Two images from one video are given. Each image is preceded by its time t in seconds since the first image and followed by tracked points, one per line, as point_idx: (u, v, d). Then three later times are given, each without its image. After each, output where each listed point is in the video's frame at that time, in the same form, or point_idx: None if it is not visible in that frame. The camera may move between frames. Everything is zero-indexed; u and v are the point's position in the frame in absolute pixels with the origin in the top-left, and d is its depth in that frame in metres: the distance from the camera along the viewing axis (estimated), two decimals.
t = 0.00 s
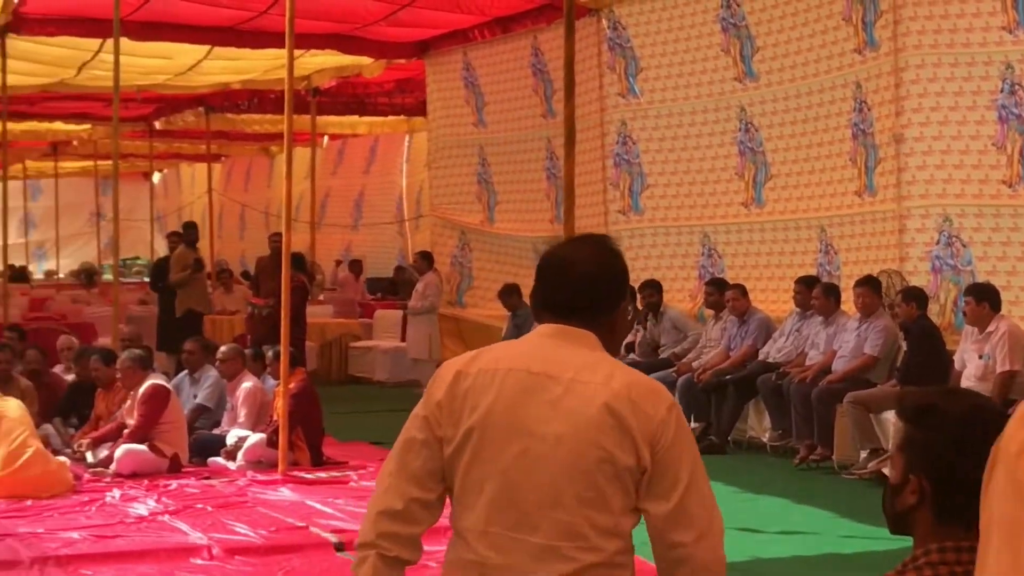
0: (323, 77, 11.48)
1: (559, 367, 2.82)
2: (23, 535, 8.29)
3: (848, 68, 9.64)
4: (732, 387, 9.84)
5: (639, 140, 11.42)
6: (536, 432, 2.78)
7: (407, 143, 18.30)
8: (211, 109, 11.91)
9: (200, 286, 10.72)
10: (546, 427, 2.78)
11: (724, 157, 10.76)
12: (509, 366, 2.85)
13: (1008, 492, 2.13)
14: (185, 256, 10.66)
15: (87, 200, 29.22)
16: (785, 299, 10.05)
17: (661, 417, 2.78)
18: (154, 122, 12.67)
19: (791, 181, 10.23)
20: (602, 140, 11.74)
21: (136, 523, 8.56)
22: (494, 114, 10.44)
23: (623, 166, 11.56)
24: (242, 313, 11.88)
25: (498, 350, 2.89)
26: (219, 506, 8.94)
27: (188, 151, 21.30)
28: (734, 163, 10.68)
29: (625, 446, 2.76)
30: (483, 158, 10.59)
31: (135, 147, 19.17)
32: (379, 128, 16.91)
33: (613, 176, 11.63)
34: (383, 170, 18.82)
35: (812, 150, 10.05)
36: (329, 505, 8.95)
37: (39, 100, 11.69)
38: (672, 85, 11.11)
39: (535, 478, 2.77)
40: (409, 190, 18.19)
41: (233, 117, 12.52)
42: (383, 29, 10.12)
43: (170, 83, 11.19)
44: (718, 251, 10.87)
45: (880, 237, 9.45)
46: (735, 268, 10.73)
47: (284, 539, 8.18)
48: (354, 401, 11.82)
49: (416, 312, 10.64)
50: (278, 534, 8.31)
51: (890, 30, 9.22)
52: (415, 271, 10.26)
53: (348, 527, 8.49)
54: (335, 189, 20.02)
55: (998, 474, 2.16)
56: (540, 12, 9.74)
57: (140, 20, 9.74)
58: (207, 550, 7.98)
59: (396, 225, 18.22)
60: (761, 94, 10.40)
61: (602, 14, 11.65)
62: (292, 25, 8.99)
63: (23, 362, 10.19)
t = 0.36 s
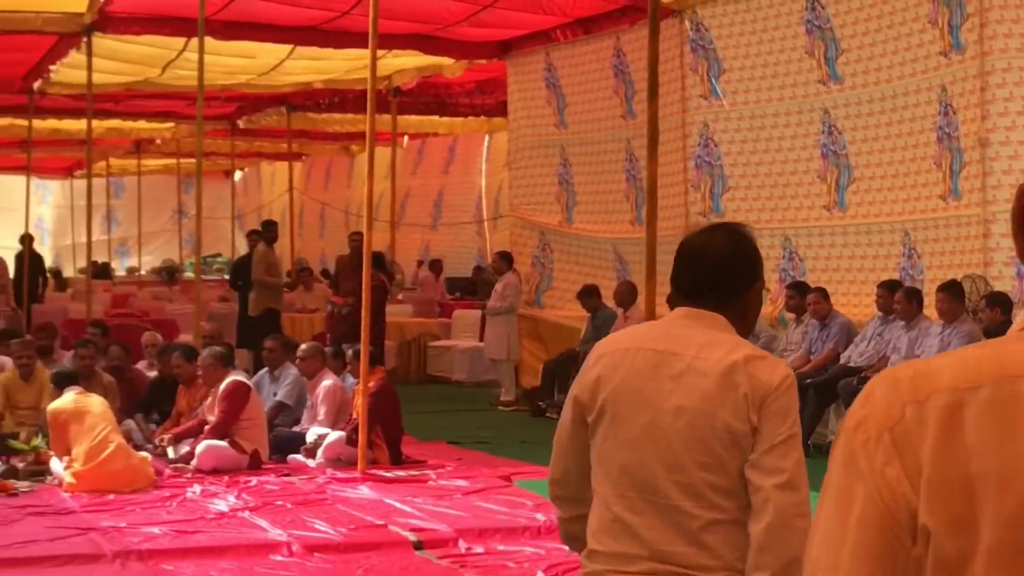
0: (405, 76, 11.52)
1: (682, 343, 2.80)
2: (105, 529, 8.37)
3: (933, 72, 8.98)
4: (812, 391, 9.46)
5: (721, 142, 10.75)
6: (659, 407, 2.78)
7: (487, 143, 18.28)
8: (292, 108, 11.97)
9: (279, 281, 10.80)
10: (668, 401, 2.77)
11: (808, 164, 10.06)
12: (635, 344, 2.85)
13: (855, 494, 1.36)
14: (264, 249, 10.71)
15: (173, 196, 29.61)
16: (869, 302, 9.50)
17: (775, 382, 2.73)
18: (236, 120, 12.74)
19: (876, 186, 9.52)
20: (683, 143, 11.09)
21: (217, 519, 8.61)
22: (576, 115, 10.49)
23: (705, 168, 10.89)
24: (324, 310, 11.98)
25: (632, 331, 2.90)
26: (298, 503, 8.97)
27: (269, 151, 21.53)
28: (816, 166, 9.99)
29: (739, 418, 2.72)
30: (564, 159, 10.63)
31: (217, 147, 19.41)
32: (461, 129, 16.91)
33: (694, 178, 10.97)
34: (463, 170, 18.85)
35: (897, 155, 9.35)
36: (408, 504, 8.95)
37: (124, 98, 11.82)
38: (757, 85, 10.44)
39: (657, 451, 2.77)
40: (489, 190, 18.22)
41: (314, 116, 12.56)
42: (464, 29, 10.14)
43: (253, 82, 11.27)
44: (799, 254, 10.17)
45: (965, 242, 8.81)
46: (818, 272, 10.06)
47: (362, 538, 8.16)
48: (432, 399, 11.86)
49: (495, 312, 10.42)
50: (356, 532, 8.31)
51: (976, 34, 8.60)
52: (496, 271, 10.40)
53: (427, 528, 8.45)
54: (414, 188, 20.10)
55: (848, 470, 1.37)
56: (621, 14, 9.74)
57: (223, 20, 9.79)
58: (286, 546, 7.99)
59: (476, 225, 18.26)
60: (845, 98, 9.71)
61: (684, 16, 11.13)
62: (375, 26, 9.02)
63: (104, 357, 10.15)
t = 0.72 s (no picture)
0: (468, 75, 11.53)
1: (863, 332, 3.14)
2: (171, 527, 8.32)
3: (1000, 67, 8.51)
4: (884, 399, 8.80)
5: (788, 139, 10.32)
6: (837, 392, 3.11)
7: (550, 142, 18.27)
8: (355, 107, 11.98)
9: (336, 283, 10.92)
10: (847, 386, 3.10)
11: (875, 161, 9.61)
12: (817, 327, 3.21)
13: (798, 486, 1.37)
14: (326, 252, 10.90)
15: (234, 196, 29.77)
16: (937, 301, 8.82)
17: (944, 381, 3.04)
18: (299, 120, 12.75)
19: (943, 182, 9.03)
20: (748, 140, 10.71)
21: (282, 517, 8.55)
22: (640, 113, 10.55)
23: (769, 166, 10.47)
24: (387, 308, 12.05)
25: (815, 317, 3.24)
26: (363, 502, 8.91)
27: (331, 150, 21.61)
28: (883, 164, 9.55)
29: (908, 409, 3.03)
30: (629, 156, 10.71)
31: (280, 147, 19.51)
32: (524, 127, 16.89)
33: (759, 176, 10.55)
34: (525, 168, 18.85)
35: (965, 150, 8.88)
36: (471, 503, 8.84)
37: (189, 97, 11.85)
38: (826, 81, 10.03)
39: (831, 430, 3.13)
40: (550, 188, 18.19)
41: (376, 115, 12.56)
42: (527, 27, 10.12)
43: (316, 82, 11.28)
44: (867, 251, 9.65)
45: None
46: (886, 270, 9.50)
47: (426, 537, 8.04)
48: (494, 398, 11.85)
49: (558, 311, 10.40)
50: (421, 531, 8.20)
51: None
52: (559, 270, 10.37)
53: (491, 526, 8.31)
54: (475, 187, 20.14)
55: (795, 461, 1.38)
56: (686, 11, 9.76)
57: (287, 19, 9.77)
58: (351, 545, 7.90)
59: (538, 223, 18.22)
60: (913, 94, 9.31)
61: (750, 13, 10.69)
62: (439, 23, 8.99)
63: (170, 356, 10.23)
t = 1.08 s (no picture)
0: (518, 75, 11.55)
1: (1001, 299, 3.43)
2: (226, 527, 8.30)
3: None
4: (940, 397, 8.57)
5: (840, 138, 10.29)
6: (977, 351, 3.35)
7: (601, 141, 18.29)
8: (406, 108, 12.03)
9: (385, 281, 10.87)
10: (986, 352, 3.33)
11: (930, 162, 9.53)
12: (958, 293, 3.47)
13: (832, 477, 1.55)
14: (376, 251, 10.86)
15: (285, 196, 29.90)
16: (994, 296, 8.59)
17: None
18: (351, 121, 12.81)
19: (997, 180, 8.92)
20: (800, 139, 10.67)
21: (336, 518, 8.52)
22: (693, 112, 10.63)
23: (822, 164, 10.44)
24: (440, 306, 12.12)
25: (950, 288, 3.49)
26: (417, 502, 8.89)
27: (382, 151, 21.68)
28: (937, 162, 9.48)
29: None
30: (681, 156, 10.80)
31: (331, 147, 19.61)
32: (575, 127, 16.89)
33: (812, 175, 10.51)
34: (576, 167, 18.87)
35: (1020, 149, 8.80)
36: (525, 503, 8.80)
37: (241, 99, 11.92)
38: (877, 82, 9.99)
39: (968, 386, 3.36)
40: (600, 187, 18.19)
41: (428, 116, 12.59)
42: (577, 27, 10.13)
43: (367, 83, 11.32)
44: (920, 250, 9.58)
45: None
46: (939, 268, 9.41)
47: (480, 537, 8.00)
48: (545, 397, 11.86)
49: (609, 311, 10.43)
50: (475, 531, 8.16)
51: None
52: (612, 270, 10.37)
53: (545, 527, 8.27)
54: (525, 187, 20.22)
55: (828, 451, 1.56)
56: (738, 10, 9.77)
57: (338, 21, 9.79)
58: (405, 545, 7.87)
59: (589, 223, 18.20)
60: (967, 92, 9.25)
61: (802, 10, 10.65)
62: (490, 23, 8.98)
63: (223, 356, 10.28)
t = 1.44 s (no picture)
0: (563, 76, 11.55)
1: None
2: (272, 527, 8.24)
3: None
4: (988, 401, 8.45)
5: (887, 138, 10.25)
6: None
7: (645, 141, 18.31)
8: (451, 109, 12.09)
9: (429, 280, 10.88)
10: None
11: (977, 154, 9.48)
12: None
13: (839, 433, 1.68)
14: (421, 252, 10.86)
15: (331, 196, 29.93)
16: None
17: None
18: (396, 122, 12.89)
19: None
20: (847, 139, 10.62)
21: (382, 518, 8.46)
22: (739, 111, 10.74)
23: (869, 165, 10.40)
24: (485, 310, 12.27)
25: None
26: (463, 503, 8.83)
27: (428, 152, 21.78)
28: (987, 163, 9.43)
29: None
30: (727, 156, 10.90)
31: (377, 149, 19.72)
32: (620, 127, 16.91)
33: (859, 175, 10.48)
34: (620, 167, 18.90)
35: None
36: (571, 504, 8.74)
37: (286, 100, 12.02)
38: (928, 78, 9.93)
39: None
40: (644, 187, 18.20)
41: (473, 116, 12.64)
42: (623, 27, 10.11)
43: (412, 84, 11.35)
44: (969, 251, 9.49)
45: None
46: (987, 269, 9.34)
47: (526, 538, 7.92)
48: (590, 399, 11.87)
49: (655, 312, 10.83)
50: (521, 531, 8.09)
51: None
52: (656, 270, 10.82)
53: (592, 528, 8.21)
54: (570, 187, 20.30)
55: (838, 408, 1.68)
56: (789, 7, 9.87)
57: (385, 21, 9.77)
58: (450, 546, 7.79)
59: (634, 224, 18.21)
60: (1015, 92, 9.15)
61: (849, 10, 10.60)
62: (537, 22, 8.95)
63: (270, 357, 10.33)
